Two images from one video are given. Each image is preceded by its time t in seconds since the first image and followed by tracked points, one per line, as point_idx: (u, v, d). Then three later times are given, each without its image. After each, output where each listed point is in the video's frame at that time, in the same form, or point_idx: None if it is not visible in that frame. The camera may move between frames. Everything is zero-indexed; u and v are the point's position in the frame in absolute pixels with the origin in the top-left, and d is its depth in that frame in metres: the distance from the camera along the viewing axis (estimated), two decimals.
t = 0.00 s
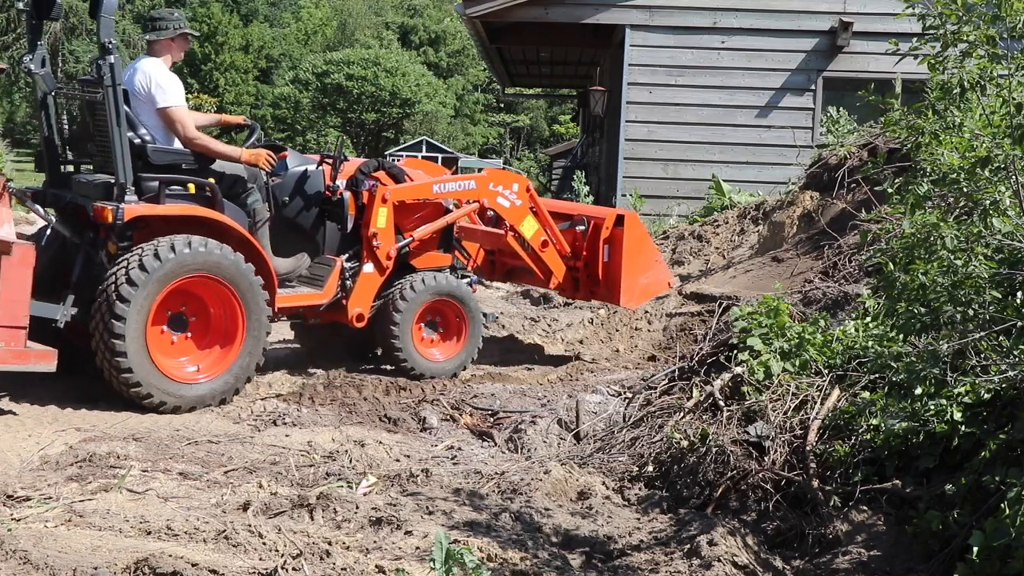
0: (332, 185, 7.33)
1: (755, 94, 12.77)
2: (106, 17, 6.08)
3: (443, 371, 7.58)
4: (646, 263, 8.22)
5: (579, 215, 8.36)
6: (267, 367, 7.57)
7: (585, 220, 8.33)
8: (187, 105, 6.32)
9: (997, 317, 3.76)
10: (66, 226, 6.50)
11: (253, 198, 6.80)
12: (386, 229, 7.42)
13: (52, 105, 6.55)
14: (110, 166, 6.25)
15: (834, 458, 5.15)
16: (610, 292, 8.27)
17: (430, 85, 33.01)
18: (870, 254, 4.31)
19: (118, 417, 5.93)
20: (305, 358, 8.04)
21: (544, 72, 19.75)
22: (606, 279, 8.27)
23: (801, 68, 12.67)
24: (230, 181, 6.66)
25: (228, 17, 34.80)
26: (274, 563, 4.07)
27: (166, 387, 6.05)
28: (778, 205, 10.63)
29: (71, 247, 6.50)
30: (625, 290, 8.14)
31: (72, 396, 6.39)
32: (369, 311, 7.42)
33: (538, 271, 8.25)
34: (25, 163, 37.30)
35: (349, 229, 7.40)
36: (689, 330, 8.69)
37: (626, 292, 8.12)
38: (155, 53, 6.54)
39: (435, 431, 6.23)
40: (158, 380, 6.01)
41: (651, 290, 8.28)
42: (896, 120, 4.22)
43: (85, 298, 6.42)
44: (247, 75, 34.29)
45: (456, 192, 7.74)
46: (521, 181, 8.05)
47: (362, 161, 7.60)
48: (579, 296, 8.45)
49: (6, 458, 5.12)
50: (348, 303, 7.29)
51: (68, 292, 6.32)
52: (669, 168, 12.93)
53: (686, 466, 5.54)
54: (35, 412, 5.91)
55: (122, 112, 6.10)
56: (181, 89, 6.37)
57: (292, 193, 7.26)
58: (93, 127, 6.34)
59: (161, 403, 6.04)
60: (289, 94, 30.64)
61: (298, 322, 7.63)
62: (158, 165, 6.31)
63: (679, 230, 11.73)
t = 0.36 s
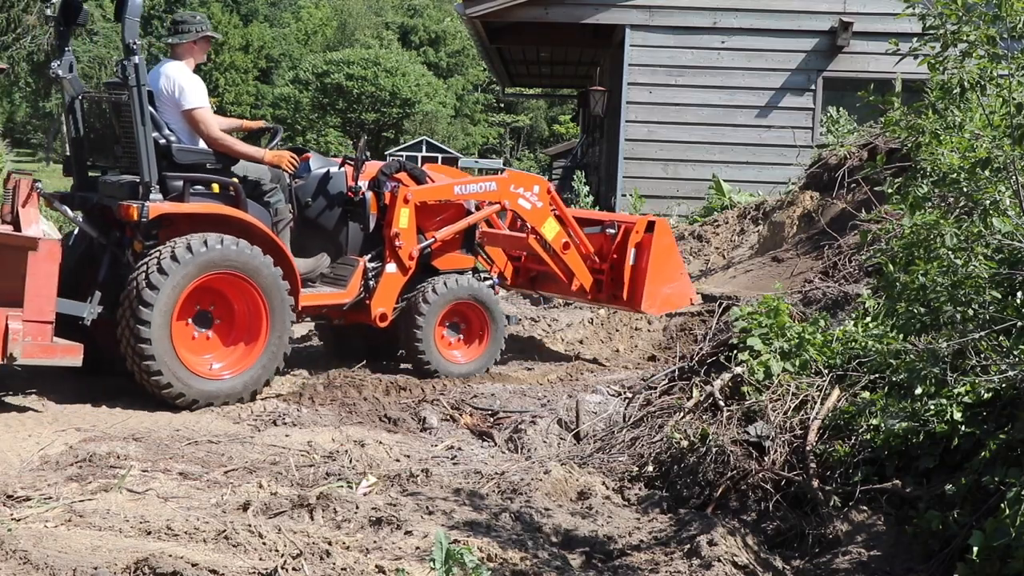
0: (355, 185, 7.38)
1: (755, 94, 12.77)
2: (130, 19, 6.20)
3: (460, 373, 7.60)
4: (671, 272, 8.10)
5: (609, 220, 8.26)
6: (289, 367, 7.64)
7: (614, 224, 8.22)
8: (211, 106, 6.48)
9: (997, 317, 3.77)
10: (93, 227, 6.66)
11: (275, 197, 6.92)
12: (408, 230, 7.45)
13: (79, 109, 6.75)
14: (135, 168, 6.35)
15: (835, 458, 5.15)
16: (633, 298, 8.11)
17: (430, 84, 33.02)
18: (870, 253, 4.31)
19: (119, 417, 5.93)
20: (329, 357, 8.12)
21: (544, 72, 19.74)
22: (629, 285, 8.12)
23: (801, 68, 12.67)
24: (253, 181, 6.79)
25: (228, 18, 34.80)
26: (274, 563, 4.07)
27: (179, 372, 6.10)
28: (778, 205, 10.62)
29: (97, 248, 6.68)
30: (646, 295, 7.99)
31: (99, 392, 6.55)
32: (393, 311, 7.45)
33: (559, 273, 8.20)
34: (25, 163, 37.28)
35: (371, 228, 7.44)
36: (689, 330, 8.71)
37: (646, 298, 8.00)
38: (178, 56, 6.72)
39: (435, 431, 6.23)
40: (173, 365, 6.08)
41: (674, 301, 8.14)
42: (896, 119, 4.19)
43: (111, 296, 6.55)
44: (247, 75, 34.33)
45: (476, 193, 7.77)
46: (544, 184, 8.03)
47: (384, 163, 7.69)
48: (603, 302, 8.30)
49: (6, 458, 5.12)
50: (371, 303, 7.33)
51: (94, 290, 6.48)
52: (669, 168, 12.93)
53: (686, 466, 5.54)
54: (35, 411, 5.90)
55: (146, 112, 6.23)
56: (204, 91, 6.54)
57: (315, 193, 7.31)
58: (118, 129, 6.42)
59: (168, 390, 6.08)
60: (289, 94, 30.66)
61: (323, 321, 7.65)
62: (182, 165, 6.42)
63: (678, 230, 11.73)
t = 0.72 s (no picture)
0: (365, 185, 7.30)
1: (755, 94, 12.77)
2: (140, 20, 6.25)
3: (467, 373, 7.59)
4: (684, 272, 8.10)
5: (622, 219, 8.26)
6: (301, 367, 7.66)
7: (628, 223, 8.20)
8: (223, 107, 6.49)
9: (996, 317, 3.77)
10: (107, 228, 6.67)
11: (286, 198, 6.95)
12: (419, 228, 7.49)
13: (92, 113, 6.77)
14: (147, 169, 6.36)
15: (835, 458, 5.15)
16: (645, 296, 8.08)
17: (429, 84, 33.03)
18: (870, 253, 4.30)
19: (121, 416, 5.93)
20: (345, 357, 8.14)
21: (544, 72, 19.74)
22: (642, 283, 8.10)
23: (801, 68, 12.67)
24: (265, 181, 6.77)
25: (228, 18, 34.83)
26: (274, 563, 4.07)
27: (187, 364, 6.10)
28: (779, 205, 10.62)
29: (110, 249, 6.73)
30: (659, 294, 7.98)
31: (113, 391, 6.57)
32: (405, 310, 7.47)
33: (570, 270, 8.17)
34: (25, 163, 37.27)
35: (383, 226, 7.41)
36: (689, 330, 8.72)
37: (660, 296, 7.98)
38: (191, 58, 6.71)
39: (435, 431, 6.23)
40: (182, 356, 6.07)
41: (684, 302, 8.14)
42: (896, 119, 4.19)
43: (126, 297, 6.58)
44: (247, 75, 34.36)
45: (487, 192, 7.80)
46: (554, 182, 8.05)
47: (395, 163, 7.65)
48: (615, 301, 8.28)
49: (6, 458, 5.12)
50: (383, 302, 7.35)
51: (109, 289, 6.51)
52: (669, 168, 12.93)
53: (686, 466, 5.54)
54: (36, 411, 5.90)
55: (157, 113, 6.25)
56: (216, 92, 6.54)
57: (326, 193, 7.28)
58: (130, 132, 6.45)
59: (174, 381, 6.07)
60: (289, 94, 30.70)
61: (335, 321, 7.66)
62: (194, 166, 6.44)
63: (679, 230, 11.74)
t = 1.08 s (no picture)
0: (365, 185, 7.31)
1: (755, 94, 12.77)
2: (140, 21, 6.26)
3: (466, 373, 7.59)
4: (681, 279, 8.19)
5: (621, 226, 8.33)
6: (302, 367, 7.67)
7: (627, 230, 8.27)
8: (224, 108, 6.48)
9: (996, 317, 3.76)
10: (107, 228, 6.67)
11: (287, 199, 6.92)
12: (420, 228, 7.49)
13: (91, 113, 6.77)
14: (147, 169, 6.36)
15: (834, 458, 5.15)
16: (642, 302, 8.14)
17: (429, 84, 33.04)
18: (870, 253, 4.30)
19: (120, 416, 5.93)
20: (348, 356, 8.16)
21: (544, 72, 19.74)
22: (639, 289, 8.17)
23: (801, 68, 12.67)
24: (265, 181, 6.77)
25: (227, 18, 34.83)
26: (274, 563, 4.07)
27: (187, 363, 6.10)
28: (779, 205, 10.61)
29: (110, 250, 6.73)
30: (656, 300, 8.06)
31: (114, 391, 6.56)
32: (405, 310, 7.48)
33: (569, 276, 8.22)
34: (25, 163, 37.27)
35: (383, 227, 7.44)
36: (689, 330, 8.72)
37: (657, 302, 8.07)
38: (193, 59, 6.72)
39: (435, 431, 6.23)
40: (182, 357, 6.08)
41: (682, 308, 8.22)
42: (896, 119, 4.19)
43: (125, 297, 6.55)
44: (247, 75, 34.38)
45: (487, 194, 7.82)
46: (553, 187, 8.13)
47: (395, 163, 7.71)
48: (612, 307, 8.34)
49: (6, 458, 5.12)
50: (383, 302, 7.35)
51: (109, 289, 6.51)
52: (669, 168, 12.93)
53: (686, 466, 5.54)
54: (35, 411, 5.89)
55: (157, 113, 6.25)
56: (217, 92, 6.54)
57: (326, 193, 7.25)
58: (131, 132, 6.46)
59: (173, 381, 6.07)
60: (289, 93, 30.69)
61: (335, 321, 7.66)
62: (194, 166, 6.45)
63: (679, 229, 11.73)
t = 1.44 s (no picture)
0: (366, 185, 7.31)
1: (755, 94, 12.77)
2: (140, 21, 6.26)
3: (466, 373, 7.59)
4: (679, 289, 8.20)
5: (620, 235, 8.35)
6: (302, 366, 7.68)
7: (625, 239, 8.28)
8: (223, 108, 6.49)
9: (996, 317, 3.77)
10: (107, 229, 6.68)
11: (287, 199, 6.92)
12: (420, 229, 7.47)
13: (92, 113, 6.78)
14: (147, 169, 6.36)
15: (834, 458, 5.15)
16: (639, 311, 8.14)
17: (430, 84, 33.05)
18: (870, 253, 4.29)
19: (120, 416, 5.93)
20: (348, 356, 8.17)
21: (544, 72, 19.74)
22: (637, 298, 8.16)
23: (801, 68, 12.67)
24: (265, 181, 6.77)
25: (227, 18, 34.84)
26: (274, 563, 4.07)
27: (187, 363, 6.09)
28: (779, 205, 10.61)
29: (110, 250, 6.74)
30: (653, 309, 8.06)
31: (114, 390, 6.57)
32: (405, 310, 7.47)
33: (567, 282, 8.20)
34: (25, 163, 37.30)
35: (383, 227, 7.45)
36: (689, 330, 8.72)
37: (654, 311, 8.07)
38: (191, 60, 6.72)
39: (435, 431, 6.23)
40: (182, 356, 6.08)
41: (679, 318, 8.23)
42: (896, 119, 4.19)
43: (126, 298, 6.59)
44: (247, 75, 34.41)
45: (487, 198, 7.80)
46: (553, 193, 8.13)
47: (396, 164, 7.77)
48: (609, 315, 8.32)
49: (6, 458, 5.12)
50: (383, 302, 7.35)
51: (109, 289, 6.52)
52: (669, 168, 12.93)
53: (686, 466, 5.53)
54: (35, 411, 5.89)
55: (157, 114, 6.25)
56: (216, 92, 6.53)
57: (326, 193, 7.26)
58: (131, 132, 6.46)
59: (173, 381, 6.06)
60: (289, 93, 30.70)
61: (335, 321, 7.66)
62: (194, 166, 6.45)
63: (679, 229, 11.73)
